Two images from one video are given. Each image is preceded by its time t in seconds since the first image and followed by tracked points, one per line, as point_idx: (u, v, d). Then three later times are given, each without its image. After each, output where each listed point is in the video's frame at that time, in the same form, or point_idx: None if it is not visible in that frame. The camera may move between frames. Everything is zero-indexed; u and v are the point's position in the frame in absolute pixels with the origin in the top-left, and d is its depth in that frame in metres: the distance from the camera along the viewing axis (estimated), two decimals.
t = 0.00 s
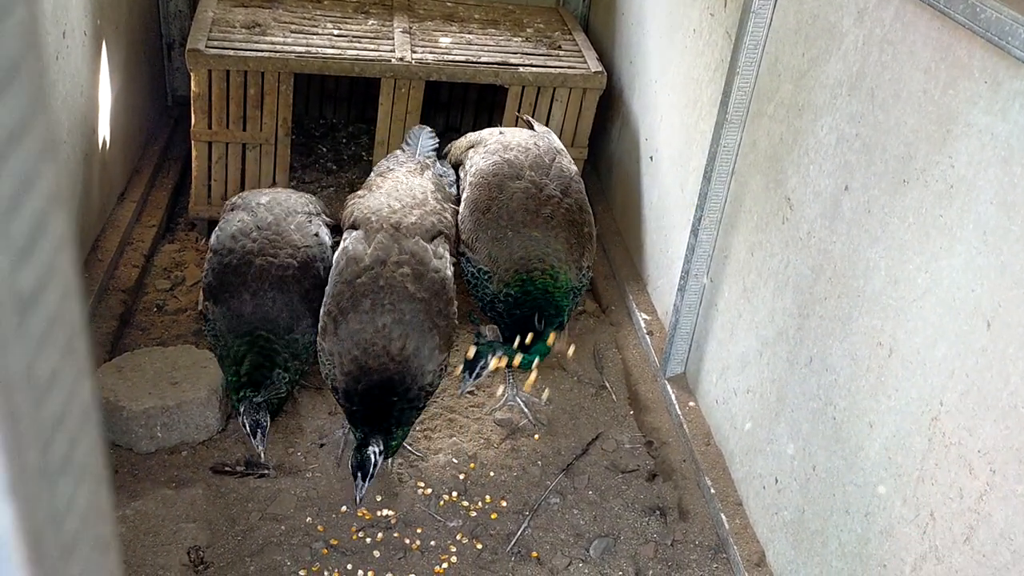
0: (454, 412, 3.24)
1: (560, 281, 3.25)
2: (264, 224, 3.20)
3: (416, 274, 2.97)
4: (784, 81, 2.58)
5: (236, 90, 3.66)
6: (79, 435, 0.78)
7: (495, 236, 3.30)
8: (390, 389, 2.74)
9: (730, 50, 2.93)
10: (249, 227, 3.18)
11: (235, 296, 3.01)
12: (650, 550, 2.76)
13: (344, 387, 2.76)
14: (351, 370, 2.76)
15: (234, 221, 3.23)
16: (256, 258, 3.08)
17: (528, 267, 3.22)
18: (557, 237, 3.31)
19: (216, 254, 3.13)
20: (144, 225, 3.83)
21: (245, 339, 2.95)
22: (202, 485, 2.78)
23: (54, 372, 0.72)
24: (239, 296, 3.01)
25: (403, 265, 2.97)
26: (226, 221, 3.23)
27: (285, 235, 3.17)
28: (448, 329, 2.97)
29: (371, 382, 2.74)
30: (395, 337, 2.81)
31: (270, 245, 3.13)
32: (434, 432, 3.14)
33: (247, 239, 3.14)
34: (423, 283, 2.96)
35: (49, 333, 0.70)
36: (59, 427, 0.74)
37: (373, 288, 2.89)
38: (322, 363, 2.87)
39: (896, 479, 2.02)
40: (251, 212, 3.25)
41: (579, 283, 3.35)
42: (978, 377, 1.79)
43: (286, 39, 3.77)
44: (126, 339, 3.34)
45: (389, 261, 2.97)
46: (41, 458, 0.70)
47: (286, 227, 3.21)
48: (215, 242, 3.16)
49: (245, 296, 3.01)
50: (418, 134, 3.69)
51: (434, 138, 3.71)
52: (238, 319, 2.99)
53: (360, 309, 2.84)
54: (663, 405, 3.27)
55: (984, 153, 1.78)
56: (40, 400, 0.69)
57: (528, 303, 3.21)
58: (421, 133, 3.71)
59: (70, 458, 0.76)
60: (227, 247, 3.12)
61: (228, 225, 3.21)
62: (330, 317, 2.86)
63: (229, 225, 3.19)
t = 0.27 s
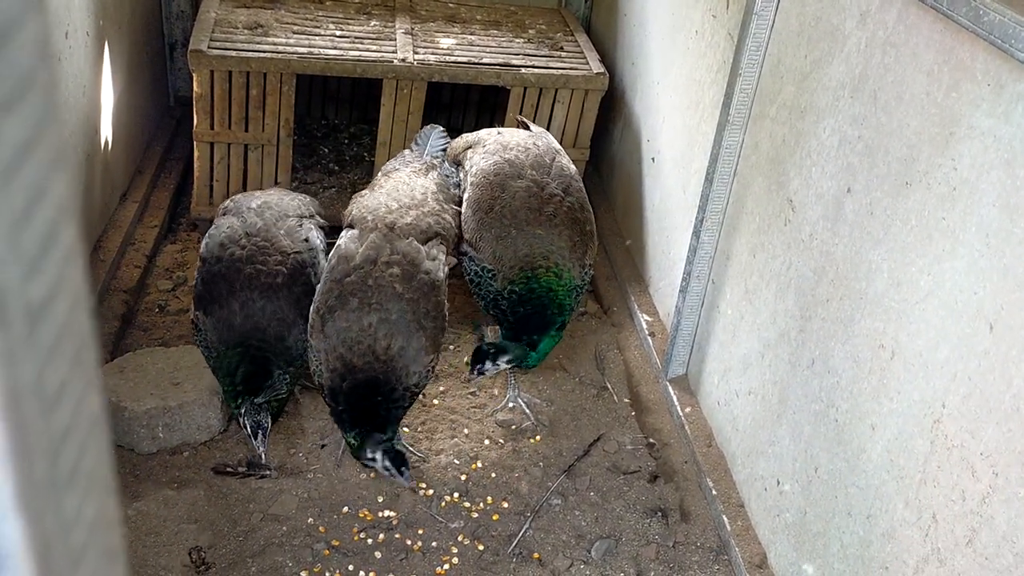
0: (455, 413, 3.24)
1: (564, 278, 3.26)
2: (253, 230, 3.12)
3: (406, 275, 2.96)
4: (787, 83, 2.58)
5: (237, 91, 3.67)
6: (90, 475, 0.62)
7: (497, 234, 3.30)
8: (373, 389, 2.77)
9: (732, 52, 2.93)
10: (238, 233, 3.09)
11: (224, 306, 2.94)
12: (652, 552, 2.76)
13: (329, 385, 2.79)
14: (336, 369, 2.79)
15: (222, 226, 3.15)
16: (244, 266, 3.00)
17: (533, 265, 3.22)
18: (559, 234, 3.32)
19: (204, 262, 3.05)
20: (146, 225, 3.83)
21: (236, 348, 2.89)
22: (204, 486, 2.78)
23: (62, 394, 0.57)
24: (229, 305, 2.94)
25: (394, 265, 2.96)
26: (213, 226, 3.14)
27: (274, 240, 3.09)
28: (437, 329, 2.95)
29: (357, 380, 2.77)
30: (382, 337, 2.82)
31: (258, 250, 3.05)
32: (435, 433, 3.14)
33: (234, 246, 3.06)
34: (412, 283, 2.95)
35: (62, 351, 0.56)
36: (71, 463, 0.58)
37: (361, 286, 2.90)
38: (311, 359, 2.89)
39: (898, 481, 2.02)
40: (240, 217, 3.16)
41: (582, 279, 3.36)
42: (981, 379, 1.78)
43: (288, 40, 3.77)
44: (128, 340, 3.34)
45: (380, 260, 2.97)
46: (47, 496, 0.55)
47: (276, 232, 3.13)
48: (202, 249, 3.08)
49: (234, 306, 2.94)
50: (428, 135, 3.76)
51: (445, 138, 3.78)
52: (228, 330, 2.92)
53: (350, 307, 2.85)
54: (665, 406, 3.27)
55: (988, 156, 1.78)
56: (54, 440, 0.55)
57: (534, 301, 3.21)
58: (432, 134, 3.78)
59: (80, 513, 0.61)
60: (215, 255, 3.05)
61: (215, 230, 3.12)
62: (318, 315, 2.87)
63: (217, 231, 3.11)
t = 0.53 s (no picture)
0: (456, 416, 3.24)
1: (566, 282, 3.26)
2: (253, 229, 3.10)
3: (406, 276, 2.96)
4: (789, 87, 2.58)
5: (239, 92, 3.66)
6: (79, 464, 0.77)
7: (499, 238, 3.30)
8: (380, 391, 2.78)
9: (734, 55, 2.93)
10: (239, 233, 3.08)
11: (229, 309, 2.95)
12: (652, 555, 2.75)
13: (336, 390, 2.80)
14: (341, 372, 2.79)
15: (221, 224, 3.13)
16: (247, 267, 3.00)
17: (534, 271, 3.23)
18: (561, 239, 3.31)
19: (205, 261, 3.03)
20: (147, 226, 3.83)
21: (246, 350, 2.92)
22: (204, 488, 2.78)
23: (62, 423, 0.73)
24: (233, 306, 2.95)
25: (393, 267, 2.96)
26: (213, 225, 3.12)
27: (276, 240, 3.08)
28: (438, 330, 2.96)
29: (362, 384, 2.78)
30: (385, 338, 2.83)
31: (260, 250, 3.04)
32: (436, 436, 3.14)
33: (236, 245, 3.04)
34: (412, 284, 2.95)
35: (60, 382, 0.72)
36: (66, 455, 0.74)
37: (361, 288, 2.90)
38: (313, 363, 2.90)
39: (900, 487, 2.02)
40: (240, 215, 3.15)
41: (586, 281, 3.35)
42: (983, 386, 1.78)
43: (290, 41, 3.77)
44: (129, 341, 3.34)
45: (378, 262, 2.96)
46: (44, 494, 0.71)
47: (277, 231, 3.12)
48: (203, 249, 3.06)
49: (239, 308, 2.95)
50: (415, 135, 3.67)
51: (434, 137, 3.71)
52: (233, 334, 2.93)
53: (351, 310, 2.85)
54: (666, 409, 3.26)
55: (991, 162, 1.78)
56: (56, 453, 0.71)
57: (536, 308, 3.22)
58: (419, 133, 3.69)
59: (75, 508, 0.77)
60: (216, 255, 3.03)
61: (214, 229, 3.10)
62: (320, 319, 2.86)
63: (217, 231, 3.09)
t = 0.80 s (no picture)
0: (454, 415, 3.23)
1: (566, 279, 3.26)
2: (254, 224, 3.10)
3: (404, 273, 2.95)
4: (788, 85, 2.57)
5: (237, 90, 3.65)
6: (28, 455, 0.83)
7: (498, 236, 3.28)
8: (380, 387, 2.78)
9: (734, 53, 2.92)
10: (240, 228, 3.07)
11: (234, 304, 2.94)
12: (650, 555, 2.74)
13: (336, 386, 2.80)
14: (342, 369, 2.80)
15: (221, 220, 3.13)
16: (250, 261, 2.99)
17: (533, 269, 3.22)
18: (561, 236, 3.30)
19: (208, 258, 3.03)
20: (145, 224, 3.82)
21: (251, 345, 2.91)
22: (201, 487, 2.77)
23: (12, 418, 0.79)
24: (238, 300, 2.94)
25: (391, 264, 2.95)
26: (213, 221, 3.12)
27: (278, 234, 3.08)
28: (437, 327, 2.95)
29: (362, 380, 2.78)
30: (384, 334, 2.83)
31: (262, 245, 3.03)
32: (434, 435, 3.13)
33: (237, 240, 3.04)
34: (410, 281, 2.94)
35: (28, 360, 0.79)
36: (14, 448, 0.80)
37: (359, 286, 2.89)
38: (312, 362, 2.90)
39: (898, 486, 2.01)
40: (240, 211, 3.14)
41: (585, 278, 3.35)
42: (982, 385, 1.77)
43: (289, 39, 3.76)
44: (126, 340, 3.33)
45: (376, 259, 2.95)
46: None
47: (278, 226, 3.12)
48: (205, 245, 3.06)
49: (245, 301, 2.94)
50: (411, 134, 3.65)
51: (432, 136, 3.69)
52: (240, 327, 2.92)
53: (349, 308, 2.85)
54: (664, 409, 3.25)
55: (990, 159, 1.77)
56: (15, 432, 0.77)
57: (538, 305, 3.23)
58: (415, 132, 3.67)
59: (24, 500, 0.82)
60: (218, 250, 3.02)
61: (215, 225, 3.10)
62: (317, 317, 2.86)
63: (217, 226, 3.09)
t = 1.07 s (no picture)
0: (454, 417, 3.22)
1: (568, 277, 3.25)
2: (255, 227, 3.10)
3: (404, 274, 2.95)
4: (788, 87, 2.56)
5: (237, 92, 3.65)
6: None
7: (499, 235, 3.28)
8: (379, 390, 2.77)
9: (733, 54, 2.91)
10: (240, 231, 3.07)
11: (238, 308, 2.92)
12: (651, 558, 2.74)
13: (335, 387, 2.80)
14: (341, 371, 2.79)
15: (221, 223, 3.12)
16: (252, 265, 2.99)
17: (537, 267, 3.21)
18: (563, 235, 3.30)
19: (210, 262, 3.02)
20: (144, 227, 3.82)
21: (257, 350, 2.90)
22: (201, 490, 2.77)
23: None
24: (241, 303, 2.93)
25: (392, 266, 2.94)
26: (212, 225, 3.11)
27: (279, 237, 3.07)
28: (438, 329, 2.95)
29: (362, 382, 2.77)
30: (383, 336, 2.82)
31: (263, 247, 3.03)
32: (434, 437, 3.12)
33: (238, 244, 3.04)
34: (410, 283, 2.94)
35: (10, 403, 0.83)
36: None
37: (360, 288, 2.88)
38: (311, 363, 2.90)
39: (899, 489, 2.00)
40: (239, 213, 3.14)
41: (587, 278, 3.34)
42: (983, 388, 1.76)
43: (288, 41, 3.75)
44: (126, 343, 3.33)
45: (377, 261, 2.95)
46: None
47: (279, 228, 3.11)
48: (205, 250, 3.05)
49: (249, 304, 2.93)
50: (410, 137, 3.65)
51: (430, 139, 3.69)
52: (245, 331, 2.91)
53: (349, 310, 2.84)
54: (665, 411, 3.25)
55: (990, 162, 1.76)
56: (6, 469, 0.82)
57: (539, 303, 3.22)
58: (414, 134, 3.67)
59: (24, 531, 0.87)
60: (220, 254, 3.02)
61: (214, 229, 3.09)
62: (317, 319, 2.85)
63: (217, 231, 3.08)
